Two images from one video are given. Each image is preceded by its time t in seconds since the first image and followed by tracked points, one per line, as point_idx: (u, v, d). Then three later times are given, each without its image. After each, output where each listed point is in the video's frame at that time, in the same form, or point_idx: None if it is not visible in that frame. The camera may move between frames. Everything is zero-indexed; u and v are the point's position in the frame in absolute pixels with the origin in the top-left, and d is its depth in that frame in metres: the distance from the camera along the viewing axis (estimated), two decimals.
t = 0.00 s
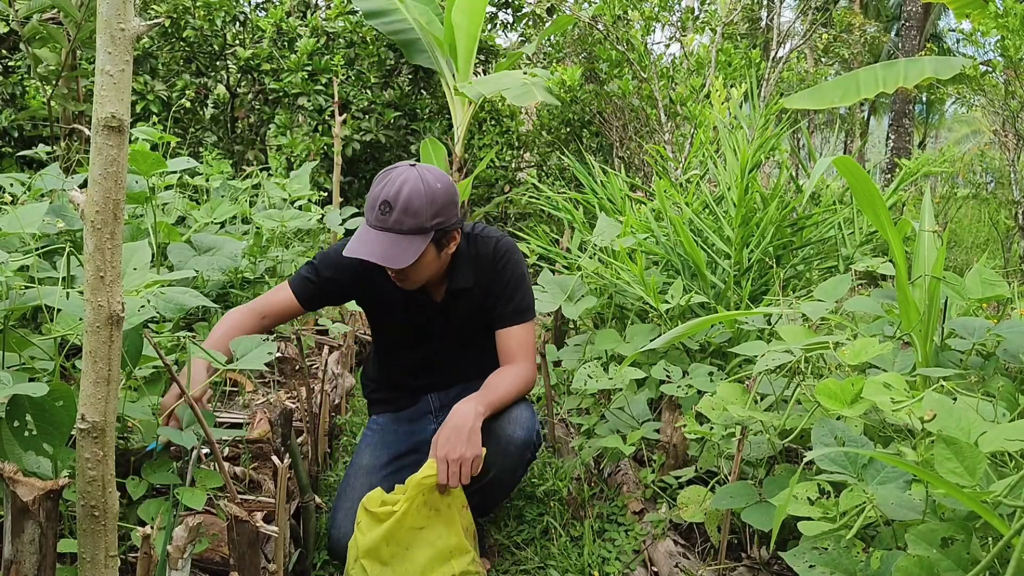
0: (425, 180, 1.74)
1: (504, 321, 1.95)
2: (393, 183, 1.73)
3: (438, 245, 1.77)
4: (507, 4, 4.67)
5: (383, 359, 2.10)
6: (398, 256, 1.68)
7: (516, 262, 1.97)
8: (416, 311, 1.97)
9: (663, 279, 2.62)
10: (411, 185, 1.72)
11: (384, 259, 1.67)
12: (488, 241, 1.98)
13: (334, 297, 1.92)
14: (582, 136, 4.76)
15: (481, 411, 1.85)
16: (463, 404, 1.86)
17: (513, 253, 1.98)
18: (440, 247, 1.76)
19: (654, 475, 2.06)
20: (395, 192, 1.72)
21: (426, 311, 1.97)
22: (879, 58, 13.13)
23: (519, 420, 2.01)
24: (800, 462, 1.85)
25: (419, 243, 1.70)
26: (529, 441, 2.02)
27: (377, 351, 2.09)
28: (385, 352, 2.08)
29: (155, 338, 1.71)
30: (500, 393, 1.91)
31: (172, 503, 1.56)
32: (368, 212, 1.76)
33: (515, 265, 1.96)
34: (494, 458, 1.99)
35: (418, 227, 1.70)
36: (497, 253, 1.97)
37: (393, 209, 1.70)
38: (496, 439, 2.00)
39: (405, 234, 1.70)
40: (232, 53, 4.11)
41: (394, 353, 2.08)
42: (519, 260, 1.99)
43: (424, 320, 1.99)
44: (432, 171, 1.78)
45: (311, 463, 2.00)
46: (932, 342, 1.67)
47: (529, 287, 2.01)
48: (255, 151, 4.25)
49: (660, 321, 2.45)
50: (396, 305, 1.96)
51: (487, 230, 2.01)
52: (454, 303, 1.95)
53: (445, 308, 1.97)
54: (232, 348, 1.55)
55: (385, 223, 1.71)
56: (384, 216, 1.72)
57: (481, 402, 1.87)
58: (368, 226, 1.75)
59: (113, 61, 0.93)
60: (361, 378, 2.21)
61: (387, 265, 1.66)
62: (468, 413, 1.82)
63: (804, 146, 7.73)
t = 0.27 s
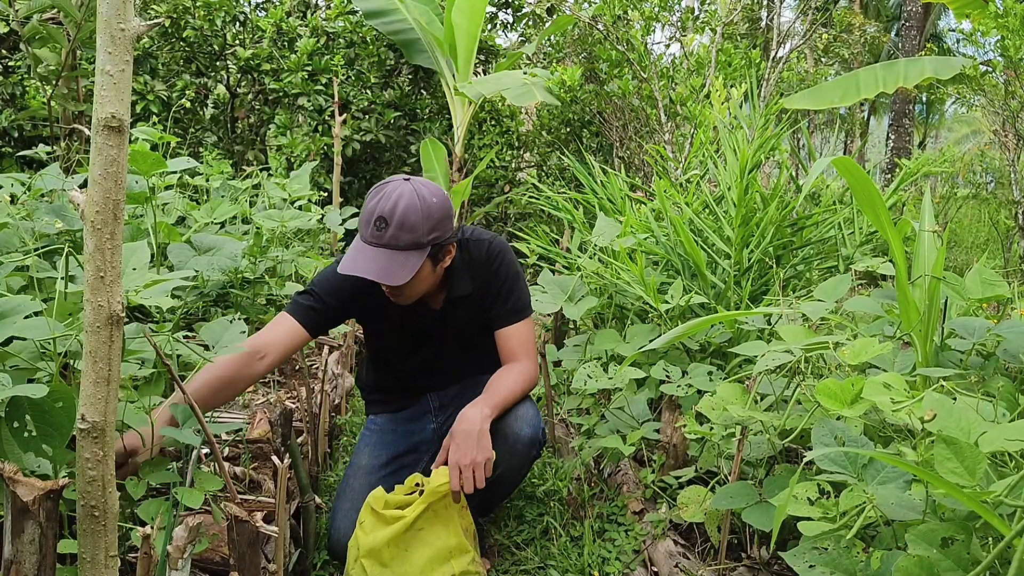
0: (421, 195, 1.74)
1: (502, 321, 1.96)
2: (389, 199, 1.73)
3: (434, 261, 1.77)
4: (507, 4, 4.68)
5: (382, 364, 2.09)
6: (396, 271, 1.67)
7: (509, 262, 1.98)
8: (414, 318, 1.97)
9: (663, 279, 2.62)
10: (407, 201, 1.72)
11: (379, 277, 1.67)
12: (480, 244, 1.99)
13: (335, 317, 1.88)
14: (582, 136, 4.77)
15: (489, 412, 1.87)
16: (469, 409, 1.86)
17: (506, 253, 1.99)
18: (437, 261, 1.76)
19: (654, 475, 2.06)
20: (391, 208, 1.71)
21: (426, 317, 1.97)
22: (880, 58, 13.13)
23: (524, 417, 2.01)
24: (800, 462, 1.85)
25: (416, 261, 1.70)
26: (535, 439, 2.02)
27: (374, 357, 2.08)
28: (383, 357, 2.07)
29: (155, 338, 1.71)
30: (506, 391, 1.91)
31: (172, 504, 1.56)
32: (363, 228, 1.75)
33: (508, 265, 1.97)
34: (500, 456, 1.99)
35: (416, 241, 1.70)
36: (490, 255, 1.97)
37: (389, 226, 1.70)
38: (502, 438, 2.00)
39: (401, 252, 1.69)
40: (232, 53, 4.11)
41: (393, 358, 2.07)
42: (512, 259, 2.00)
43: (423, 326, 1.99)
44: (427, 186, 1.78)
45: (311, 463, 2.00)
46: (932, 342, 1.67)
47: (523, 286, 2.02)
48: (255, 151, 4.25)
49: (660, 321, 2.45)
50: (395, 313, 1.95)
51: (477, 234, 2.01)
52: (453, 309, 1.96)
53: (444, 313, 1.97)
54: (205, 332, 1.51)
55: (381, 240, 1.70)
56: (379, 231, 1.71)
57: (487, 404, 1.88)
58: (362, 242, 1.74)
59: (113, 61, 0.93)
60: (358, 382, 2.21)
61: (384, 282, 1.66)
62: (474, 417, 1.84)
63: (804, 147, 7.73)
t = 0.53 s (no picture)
0: (418, 195, 1.73)
1: (496, 318, 1.96)
2: (386, 199, 1.72)
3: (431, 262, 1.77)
4: (507, 4, 4.68)
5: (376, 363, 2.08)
6: (393, 273, 1.67)
7: (503, 258, 1.97)
8: (411, 317, 1.97)
9: (663, 279, 2.62)
10: (405, 201, 1.72)
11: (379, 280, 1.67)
12: (474, 241, 1.98)
13: (331, 318, 1.86)
14: (582, 136, 4.77)
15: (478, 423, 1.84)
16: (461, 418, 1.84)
17: (500, 250, 1.98)
18: (433, 262, 1.77)
19: (654, 475, 2.06)
20: (388, 209, 1.71)
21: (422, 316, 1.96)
22: (879, 58, 13.13)
23: (523, 417, 2.00)
24: (800, 462, 1.85)
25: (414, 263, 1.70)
26: (534, 438, 2.02)
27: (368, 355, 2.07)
28: (377, 355, 2.06)
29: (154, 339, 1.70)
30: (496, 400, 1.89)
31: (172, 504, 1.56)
32: (359, 229, 1.75)
33: (502, 262, 1.97)
34: (500, 457, 1.99)
35: (414, 242, 1.70)
36: (484, 251, 1.97)
37: (387, 227, 1.70)
38: (501, 439, 1.99)
39: (399, 254, 1.69)
40: (232, 53, 4.11)
41: (387, 356, 2.06)
42: (506, 256, 1.99)
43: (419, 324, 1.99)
44: (424, 185, 1.78)
45: (311, 463, 2.00)
46: (932, 342, 1.67)
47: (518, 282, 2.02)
48: (254, 151, 4.25)
49: (660, 321, 2.45)
50: (390, 311, 1.95)
51: (470, 230, 2.00)
52: (448, 307, 1.96)
53: (439, 311, 1.97)
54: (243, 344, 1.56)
55: (379, 242, 1.70)
56: (377, 232, 1.71)
57: (473, 415, 1.85)
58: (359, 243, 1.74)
59: (113, 61, 0.93)
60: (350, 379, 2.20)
61: (381, 285, 1.66)
62: (461, 427, 1.81)
63: (803, 147, 7.73)
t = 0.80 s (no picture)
0: (421, 186, 1.74)
1: (495, 308, 1.95)
2: (390, 190, 1.72)
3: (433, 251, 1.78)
4: (508, 4, 4.68)
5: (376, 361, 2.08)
6: (400, 264, 1.67)
7: (499, 250, 1.98)
8: (410, 313, 1.97)
9: (663, 279, 2.62)
10: (409, 191, 1.72)
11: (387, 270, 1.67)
12: (469, 234, 2.00)
13: (326, 306, 1.88)
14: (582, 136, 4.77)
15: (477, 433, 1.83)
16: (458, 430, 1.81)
17: (496, 242, 2.00)
18: (436, 251, 1.78)
19: (654, 475, 2.06)
20: (394, 200, 1.71)
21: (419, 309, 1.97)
22: (879, 58, 13.13)
23: (524, 415, 2.02)
24: (800, 462, 1.86)
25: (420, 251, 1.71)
26: (536, 437, 2.03)
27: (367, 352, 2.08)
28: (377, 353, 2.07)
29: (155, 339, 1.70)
30: (495, 408, 1.86)
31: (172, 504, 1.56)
32: (363, 220, 1.74)
33: (499, 253, 1.98)
34: (503, 457, 1.99)
35: (418, 233, 1.71)
36: (480, 244, 1.98)
37: (393, 218, 1.70)
38: (503, 438, 2.00)
39: (406, 244, 1.69)
40: (232, 53, 4.11)
41: (385, 353, 2.06)
42: (503, 248, 2.01)
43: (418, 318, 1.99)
44: (424, 176, 1.78)
45: (311, 463, 2.00)
46: (932, 342, 1.67)
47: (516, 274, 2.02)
48: (254, 151, 4.25)
49: (660, 321, 2.45)
50: (389, 307, 1.95)
51: (466, 223, 2.02)
52: (445, 300, 1.96)
53: (436, 305, 1.97)
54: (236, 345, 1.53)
55: (386, 232, 1.70)
56: (382, 224, 1.70)
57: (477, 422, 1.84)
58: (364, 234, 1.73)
59: (113, 61, 0.93)
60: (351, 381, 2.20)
61: (389, 275, 1.65)
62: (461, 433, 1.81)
63: (803, 147, 7.73)
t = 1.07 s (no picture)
0: (440, 186, 1.74)
1: (500, 305, 1.93)
2: (411, 192, 1.72)
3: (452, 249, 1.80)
4: (507, 4, 4.68)
5: (380, 357, 2.08)
6: (427, 266, 1.69)
7: (506, 247, 1.96)
8: (413, 308, 1.97)
9: (662, 279, 2.62)
10: (430, 191, 1.72)
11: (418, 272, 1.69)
12: (476, 230, 1.98)
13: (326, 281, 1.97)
14: (582, 136, 4.77)
15: (480, 433, 1.78)
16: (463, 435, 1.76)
17: (503, 240, 1.98)
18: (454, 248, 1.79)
19: (654, 475, 2.06)
20: (417, 201, 1.71)
21: (422, 305, 1.97)
22: (879, 58, 13.12)
23: (529, 413, 2.03)
24: (800, 462, 1.86)
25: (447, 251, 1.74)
26: (539, 434, 2.03)
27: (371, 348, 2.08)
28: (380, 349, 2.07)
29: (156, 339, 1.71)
30: (501, 411, 1.82)
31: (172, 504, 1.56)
32: (382, 222, 1.74)
33: (505, 250, 1.96)
34: (504, 453, 1.98)
35: (442, 233, 1.72)
36: (487, 241, 1.97)
37: (416, 220, 1.70)
38: (505, 435, 2.00)
39: (434, 246, 1.71)
40: (232, 53, 4.12)
41: (390, 349, 2.06)
42: (510, 247, 1.98)
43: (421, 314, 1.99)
44: (442, 174, 1.78)
45: (311, 463, 2.00)
46: (932, 342, 1.67)
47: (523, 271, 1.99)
48: (254, 151, 4.25)
49: (660, 321, 2.45)
50: (392, 301, 1.96)
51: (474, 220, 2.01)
52: (449, 295, 1.96)
53: (440, 301, 1.97)
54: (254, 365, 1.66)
55: (412, 235, 1.71)
56: (406, 227, 1.71)
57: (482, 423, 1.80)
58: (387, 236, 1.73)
59: (113, 61, 0.93)
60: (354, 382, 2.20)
61: (420, 278, 1.67)
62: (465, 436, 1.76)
63: (803, 147, 7.73)
